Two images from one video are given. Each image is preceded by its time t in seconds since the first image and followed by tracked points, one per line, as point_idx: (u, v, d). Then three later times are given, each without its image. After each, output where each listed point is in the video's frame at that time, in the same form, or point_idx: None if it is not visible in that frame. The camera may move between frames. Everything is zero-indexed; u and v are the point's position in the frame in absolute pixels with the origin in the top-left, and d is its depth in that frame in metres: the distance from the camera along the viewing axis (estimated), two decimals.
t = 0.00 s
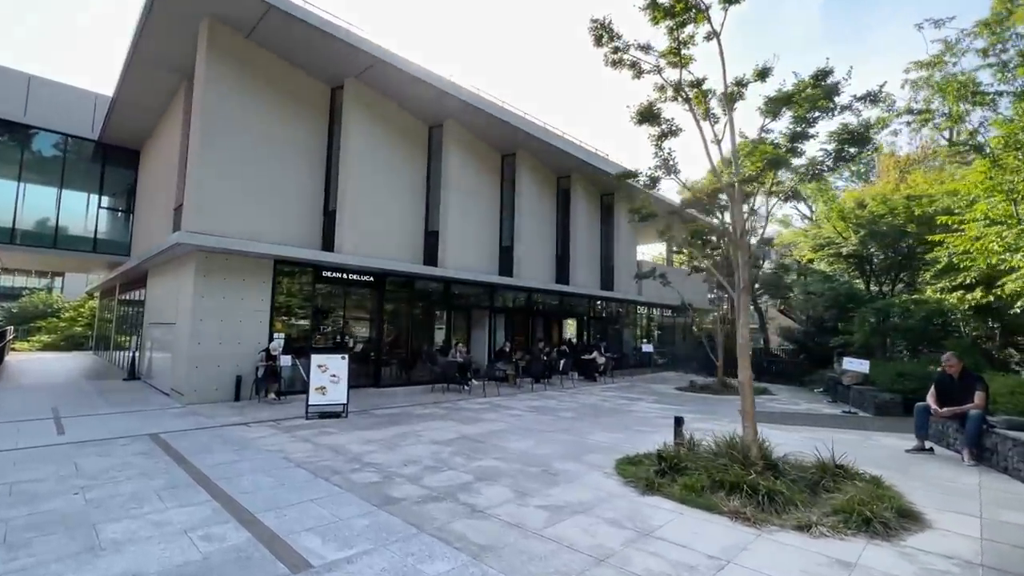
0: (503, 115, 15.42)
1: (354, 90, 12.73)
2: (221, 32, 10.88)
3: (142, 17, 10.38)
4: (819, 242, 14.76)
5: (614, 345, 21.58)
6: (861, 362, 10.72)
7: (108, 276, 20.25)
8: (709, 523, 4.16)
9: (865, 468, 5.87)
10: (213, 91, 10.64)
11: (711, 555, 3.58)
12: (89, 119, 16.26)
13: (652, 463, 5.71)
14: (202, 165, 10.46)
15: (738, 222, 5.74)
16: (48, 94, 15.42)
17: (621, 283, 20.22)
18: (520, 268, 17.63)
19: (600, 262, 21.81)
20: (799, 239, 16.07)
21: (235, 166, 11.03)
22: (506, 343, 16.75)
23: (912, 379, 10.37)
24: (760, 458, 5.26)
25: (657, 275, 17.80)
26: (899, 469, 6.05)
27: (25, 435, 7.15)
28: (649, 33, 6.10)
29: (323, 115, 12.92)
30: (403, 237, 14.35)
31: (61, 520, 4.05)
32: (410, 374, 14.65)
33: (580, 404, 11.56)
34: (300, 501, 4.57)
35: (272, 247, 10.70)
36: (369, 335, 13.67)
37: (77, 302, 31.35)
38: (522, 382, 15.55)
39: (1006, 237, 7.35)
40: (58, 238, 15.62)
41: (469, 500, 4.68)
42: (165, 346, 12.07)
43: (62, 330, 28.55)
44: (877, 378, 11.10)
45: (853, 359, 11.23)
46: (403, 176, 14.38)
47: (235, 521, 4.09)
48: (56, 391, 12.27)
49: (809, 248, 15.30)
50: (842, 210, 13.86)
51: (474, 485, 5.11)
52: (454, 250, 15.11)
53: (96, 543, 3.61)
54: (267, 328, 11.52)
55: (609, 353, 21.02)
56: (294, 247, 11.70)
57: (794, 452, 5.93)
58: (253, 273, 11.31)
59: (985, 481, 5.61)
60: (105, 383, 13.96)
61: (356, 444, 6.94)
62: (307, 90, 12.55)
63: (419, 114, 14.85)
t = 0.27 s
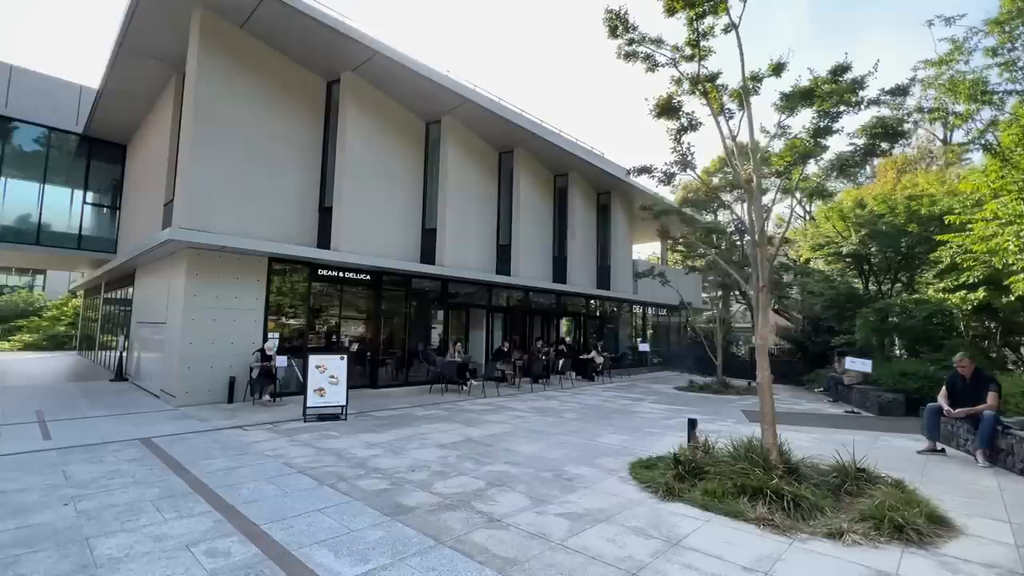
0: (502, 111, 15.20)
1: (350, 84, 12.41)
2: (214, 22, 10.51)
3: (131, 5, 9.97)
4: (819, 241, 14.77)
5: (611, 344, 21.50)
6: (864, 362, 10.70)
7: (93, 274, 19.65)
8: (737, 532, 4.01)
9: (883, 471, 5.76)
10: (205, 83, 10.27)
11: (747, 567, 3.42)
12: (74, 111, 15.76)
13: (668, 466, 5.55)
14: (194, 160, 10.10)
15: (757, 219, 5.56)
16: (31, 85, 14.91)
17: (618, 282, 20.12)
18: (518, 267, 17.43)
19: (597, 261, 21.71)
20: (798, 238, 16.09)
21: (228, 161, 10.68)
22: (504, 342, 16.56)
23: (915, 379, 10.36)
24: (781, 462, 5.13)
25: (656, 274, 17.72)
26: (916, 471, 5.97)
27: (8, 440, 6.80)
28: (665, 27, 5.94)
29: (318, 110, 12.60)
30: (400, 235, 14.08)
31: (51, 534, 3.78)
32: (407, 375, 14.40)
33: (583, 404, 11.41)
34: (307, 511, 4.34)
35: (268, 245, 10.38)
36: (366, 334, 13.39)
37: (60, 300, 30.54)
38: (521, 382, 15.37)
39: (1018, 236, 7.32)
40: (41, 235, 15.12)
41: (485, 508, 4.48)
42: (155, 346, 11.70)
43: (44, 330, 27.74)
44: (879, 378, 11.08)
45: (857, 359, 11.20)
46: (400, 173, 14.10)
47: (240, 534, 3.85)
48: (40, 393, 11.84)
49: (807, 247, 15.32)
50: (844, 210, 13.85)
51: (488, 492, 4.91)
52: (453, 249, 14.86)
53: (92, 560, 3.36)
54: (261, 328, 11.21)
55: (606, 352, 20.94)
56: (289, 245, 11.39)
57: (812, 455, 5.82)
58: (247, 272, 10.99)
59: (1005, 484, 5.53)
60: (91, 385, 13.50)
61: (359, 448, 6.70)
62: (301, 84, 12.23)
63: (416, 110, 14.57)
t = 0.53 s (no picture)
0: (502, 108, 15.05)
1: (350, 78, 12.18)
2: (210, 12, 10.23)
3: None
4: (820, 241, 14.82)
5: (609, 343, 21.45)
6: (867, 361, 10.72)
7: (81, 272, 19.19)
8: (767, 536, 3.92)
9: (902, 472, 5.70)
10: (202, 76, 9.99)
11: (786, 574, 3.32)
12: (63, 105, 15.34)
13: (687, 468, 5.45)
14: (190, 154, 9.82)
15: (779, 216, 5.43)
16: (17, 77, 14.48)
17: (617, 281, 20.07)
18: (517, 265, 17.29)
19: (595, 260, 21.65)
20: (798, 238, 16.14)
21: (224, 156, 10.40)
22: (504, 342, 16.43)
23: (919, 378, 10.39)
24: (803, 463, 5.05)
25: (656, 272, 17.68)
26: (933, 471, 5.93)
27: None
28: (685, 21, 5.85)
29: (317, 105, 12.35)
30: (400, 232, 13.87)
31: (53, 545, 3.58)
32: (407, 375, 14.21)
33: (587, 404, 11.32)
34: (322, 518, 4.17)
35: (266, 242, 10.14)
36: (366, 333, 13.17)
37: (46, 299, 29.84)
38: (521, 382, 15.24)
39: None
40: (28, 231, 14.71)
41: (507, 513, 4.34)
42: (148, 346, 11.40)
43: (29, 329, 27.09)
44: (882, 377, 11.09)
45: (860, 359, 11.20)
46: (399, 169, 13.89)
47: (254, 543, 3.67)
48: (28, 394, 11.49)
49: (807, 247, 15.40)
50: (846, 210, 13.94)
51: (507, 496, 4.77)
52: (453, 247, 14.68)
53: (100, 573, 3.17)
54: (259, 327, 10.96)
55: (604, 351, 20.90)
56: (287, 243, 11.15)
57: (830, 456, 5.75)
58: (244, 269, 10.73)
59: None
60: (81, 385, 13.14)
61: (366, 451, 6.53)
62: (300, 78, 11.97)
63: (416, 106, 14.36)
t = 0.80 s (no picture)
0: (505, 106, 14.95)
1: (352, 74, 12.00)
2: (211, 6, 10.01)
3: None
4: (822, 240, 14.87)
5: (608, 343, 21.42)
6: (872, 361, 10.75)
7: (72, 270, 18.82)
8: (799, 541, 3.86)
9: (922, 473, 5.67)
10: (202, 70, 9.77)
11: None
12: (55, 99, 15.01)
13: (707, 471, 5.38)
14: (190, 151, 9.60)
15: (802, 215, 5.38)
16: (8, 71, 14.14)
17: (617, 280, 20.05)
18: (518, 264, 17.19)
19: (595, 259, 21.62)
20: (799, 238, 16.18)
21: (225, 152, 10.19)
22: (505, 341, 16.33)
23: (923, 378, 10.41)
24: (826, 465, 5.00)
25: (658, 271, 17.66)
26: (952, 472, 5.90)
27: None
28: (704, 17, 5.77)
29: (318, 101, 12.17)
30: (401, 231, 13.72)
31: (66, 555, 3.43)
32: (408, 375, 14.06)
33: (593, 405, 11.24)
34: (343, 524, 4.04)
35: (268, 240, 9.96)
36: (367, 333, 13.02)
37: (35, 297, 29.26)
38: (523, 382, 15.15)
39: None
40: (18, 229, 14.38)
41: (532, 518, 4.24)
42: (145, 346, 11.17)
43: (17, 329, 26.56)
44: (887, 376, 11.13)
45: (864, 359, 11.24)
46: (401, 167, 13.74)
47: (276, 551, 3.55)
48: (21, 395, 11.22)
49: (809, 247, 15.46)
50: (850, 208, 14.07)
51: (529, 501, 4.67)
52: (455, 246, 14.55)
53: None
54: (260, 327, 10.77)
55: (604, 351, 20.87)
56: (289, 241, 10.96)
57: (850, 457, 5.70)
58: (244, 268, 10.53)
59: None
60: (75, 386, 12.87)
61: (377, 454, 6.39)
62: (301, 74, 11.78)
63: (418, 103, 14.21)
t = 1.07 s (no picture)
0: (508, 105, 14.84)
1: (354, 72, 11.83)
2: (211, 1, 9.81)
3: None
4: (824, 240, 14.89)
5: (608, 343, 21.34)
6: (877, 362, 10.72)
7: (64, 269, 18.46)
8: (831, 548, 3.77)
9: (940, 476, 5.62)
10: (202, 66, 9.57)
11: None
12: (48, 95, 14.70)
13: (727, 475, 5.28)
14: (190, 148, 9.40)
15: (823, 215, 5.31)
16: None
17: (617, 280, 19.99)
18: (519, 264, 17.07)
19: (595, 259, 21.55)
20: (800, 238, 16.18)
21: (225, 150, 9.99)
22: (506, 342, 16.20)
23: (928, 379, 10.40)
24: (849, 469, 4.92)
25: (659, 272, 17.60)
26: (969, 474, 5.86)
27: None
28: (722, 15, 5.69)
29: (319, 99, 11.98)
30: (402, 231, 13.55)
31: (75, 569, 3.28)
32: (409, 376, 13.90)
33: (598, 406, 11.14)
34: (361, 533, 3.91)
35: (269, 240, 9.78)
36: (368, 334, 12.85)
37: (24, 297, 28.71)
38: (524, 383, 15.03)
39: None
40: (9, 227, 14.07)
41: (555, 526, 4.12)
42: (142, 347, 10.93)
43: (7, 329, 26.08)
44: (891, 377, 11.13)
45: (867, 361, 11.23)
46: (403, 166, 13.57)
47: (295, 563, 3.41)
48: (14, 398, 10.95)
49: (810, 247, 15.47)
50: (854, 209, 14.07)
51: (550, 507, 4.56)
52: (456, 246, 14.42)
53: None
54: (260, 328, 10.57)
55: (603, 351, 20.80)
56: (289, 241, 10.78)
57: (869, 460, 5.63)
58: (244, 268, 10.33)
59: None
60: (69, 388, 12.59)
61: (387, 458, 6.25)
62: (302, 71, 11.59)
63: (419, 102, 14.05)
